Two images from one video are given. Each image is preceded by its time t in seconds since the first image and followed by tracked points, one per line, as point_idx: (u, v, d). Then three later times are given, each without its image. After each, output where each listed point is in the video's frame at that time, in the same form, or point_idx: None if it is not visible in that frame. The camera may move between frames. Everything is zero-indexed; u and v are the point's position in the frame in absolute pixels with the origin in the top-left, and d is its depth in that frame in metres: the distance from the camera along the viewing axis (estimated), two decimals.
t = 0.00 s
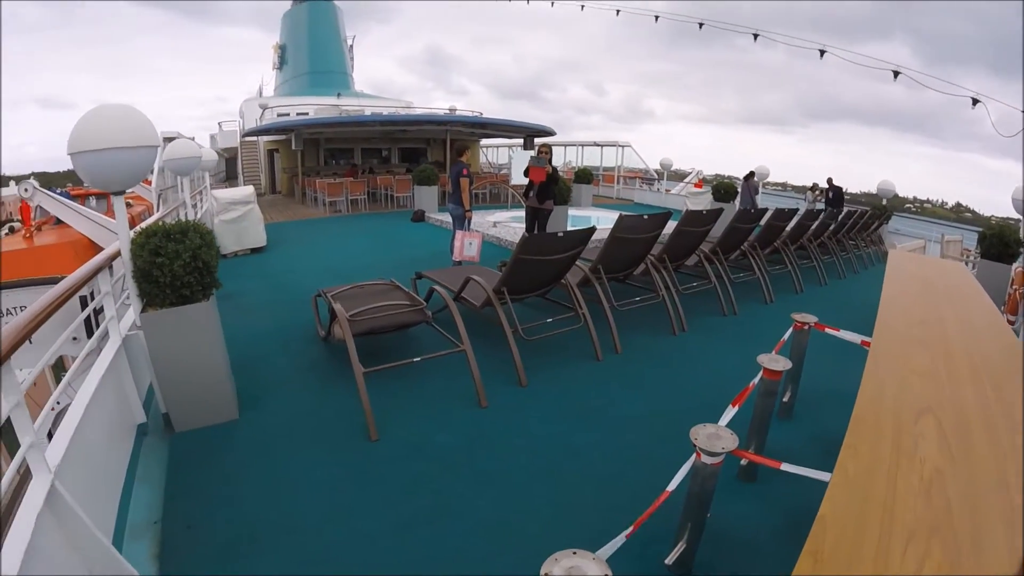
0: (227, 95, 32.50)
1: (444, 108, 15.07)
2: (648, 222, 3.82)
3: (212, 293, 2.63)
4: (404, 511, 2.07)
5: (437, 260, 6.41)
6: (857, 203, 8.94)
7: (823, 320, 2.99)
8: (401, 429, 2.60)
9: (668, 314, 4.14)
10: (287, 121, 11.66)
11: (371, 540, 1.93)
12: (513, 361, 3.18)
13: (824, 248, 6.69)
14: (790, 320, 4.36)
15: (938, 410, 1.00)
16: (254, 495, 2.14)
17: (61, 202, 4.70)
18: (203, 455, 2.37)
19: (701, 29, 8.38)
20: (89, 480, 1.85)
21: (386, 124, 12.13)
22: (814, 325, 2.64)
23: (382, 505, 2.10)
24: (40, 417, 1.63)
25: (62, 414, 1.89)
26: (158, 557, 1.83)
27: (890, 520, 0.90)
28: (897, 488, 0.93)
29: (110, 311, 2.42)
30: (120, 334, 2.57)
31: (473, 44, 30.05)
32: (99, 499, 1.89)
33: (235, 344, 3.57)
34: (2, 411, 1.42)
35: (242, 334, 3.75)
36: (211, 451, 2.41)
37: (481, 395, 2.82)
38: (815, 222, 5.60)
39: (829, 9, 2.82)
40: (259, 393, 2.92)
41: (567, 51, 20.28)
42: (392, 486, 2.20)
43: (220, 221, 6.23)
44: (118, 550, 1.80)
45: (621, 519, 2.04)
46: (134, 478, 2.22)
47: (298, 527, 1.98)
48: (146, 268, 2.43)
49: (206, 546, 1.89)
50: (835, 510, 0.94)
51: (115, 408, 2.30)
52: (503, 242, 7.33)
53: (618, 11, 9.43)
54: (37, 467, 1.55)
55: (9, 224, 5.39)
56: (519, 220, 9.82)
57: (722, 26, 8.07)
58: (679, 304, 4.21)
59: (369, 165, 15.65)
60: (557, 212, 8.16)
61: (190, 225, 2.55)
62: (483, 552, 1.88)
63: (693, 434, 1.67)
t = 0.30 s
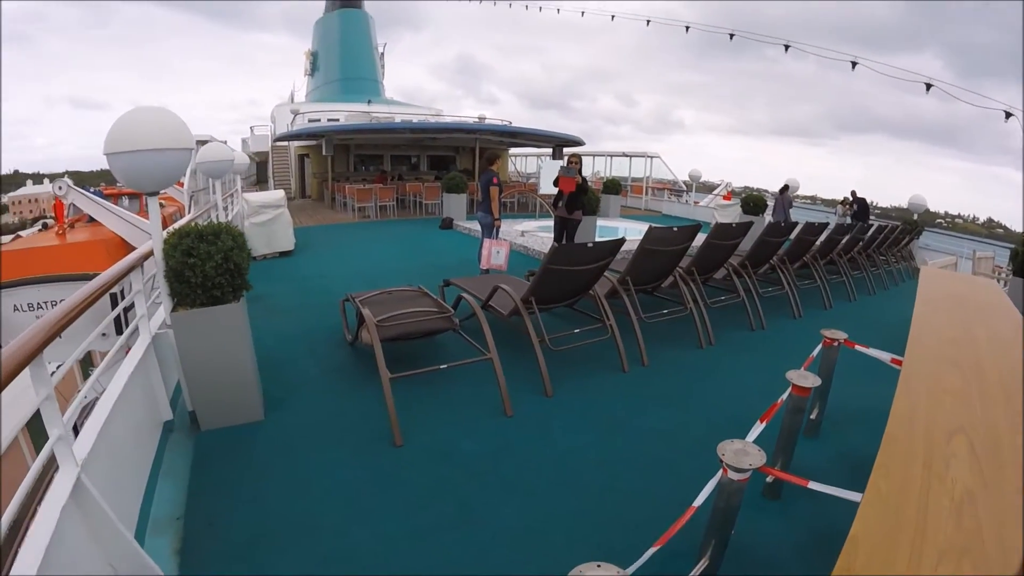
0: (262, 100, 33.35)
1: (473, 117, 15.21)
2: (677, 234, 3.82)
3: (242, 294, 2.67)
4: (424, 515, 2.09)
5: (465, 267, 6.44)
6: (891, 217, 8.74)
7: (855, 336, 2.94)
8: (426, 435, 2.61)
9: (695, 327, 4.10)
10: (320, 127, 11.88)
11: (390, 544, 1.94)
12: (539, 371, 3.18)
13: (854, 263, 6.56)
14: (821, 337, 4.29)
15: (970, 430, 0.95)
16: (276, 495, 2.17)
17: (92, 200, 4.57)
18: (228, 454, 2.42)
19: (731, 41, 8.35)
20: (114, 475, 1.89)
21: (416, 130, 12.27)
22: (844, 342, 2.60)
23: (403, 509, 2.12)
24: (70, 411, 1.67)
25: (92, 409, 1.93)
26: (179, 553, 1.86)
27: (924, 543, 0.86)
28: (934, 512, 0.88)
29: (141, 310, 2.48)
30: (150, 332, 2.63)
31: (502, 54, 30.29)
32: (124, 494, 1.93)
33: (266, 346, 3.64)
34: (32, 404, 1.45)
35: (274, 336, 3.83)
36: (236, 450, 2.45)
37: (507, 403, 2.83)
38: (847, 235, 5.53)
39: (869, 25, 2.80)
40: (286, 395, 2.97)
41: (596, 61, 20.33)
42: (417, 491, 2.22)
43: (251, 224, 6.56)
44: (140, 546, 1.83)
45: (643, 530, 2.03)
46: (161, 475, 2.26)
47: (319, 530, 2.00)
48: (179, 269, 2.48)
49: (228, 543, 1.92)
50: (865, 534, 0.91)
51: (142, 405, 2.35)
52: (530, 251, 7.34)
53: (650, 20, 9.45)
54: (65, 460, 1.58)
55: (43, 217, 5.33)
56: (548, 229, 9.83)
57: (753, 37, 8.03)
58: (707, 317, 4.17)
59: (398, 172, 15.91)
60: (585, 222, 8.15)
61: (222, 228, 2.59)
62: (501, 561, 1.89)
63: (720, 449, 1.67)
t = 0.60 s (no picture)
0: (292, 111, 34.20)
1: (500, 130, 15.37)
2: (704, 248, 3.80)
3: (270, 301, 2.72)
4: (443, 525, 2.09)
5: (491, 279, 6.48)
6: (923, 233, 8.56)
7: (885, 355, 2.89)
8: (449, 446, 2.62)
9: (721, 342, 4.06)
10: (350, 138, 12.10)
11: (409, 552, 1.95)
12: (562, 384, 3.18)
13: (882, 279, 6.43)
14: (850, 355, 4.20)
15: (998, 451, 0.81)
16: (297, 500, 2.20)
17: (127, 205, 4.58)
18: (251, 459, 2.45)
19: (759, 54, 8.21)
20: (139, 474, 1.92)
21: (443, 142, 12.43)
22: (871, 360, 2.57)
23: (423, 518, 2.13)
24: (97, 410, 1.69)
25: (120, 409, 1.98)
26: (200, 554, 1.90)
27: (950, 563, 0.84)
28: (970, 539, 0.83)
29: (171, 313, 2.55)
30: (178, 336, 2.69)
31: (528, 68, 30.64)
32: (148, 494, 1.97)
33: (294, 354, 3.69)
34: (62, 402, 1.49)
35: (302, 344, 3.89)
36: (261, 456, 2.48)
37: (530, 415, 2.82)
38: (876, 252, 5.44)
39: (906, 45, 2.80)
40: (312, 401, 3.01)
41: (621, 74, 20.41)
42: (437, 501, 2.23)
43: (280, 231, 6.73)
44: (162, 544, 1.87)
45: (664, 546, 2.02)
46: (186, 477, 2.31)
47: (340, 537, 2.01)
48: (209, 275, 2.54)
49: (247, 546, 1.95)
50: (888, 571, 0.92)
51: (169, 407, 2.40)
52: (557, 264, 7.35)
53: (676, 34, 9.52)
54: (91, 458, 1.61)
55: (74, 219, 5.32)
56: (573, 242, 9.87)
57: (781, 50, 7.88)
58: (733, 333, 4.12)
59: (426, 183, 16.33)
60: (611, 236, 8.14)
61: (251, 235, 2.66)
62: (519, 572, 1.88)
63: (746, 467, 1.66)
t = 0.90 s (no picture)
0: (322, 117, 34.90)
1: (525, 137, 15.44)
2: (731, 258, 3.77)
3: (297, 303, 2.75)
4: (460, 530, 2.10)
5: (517, 286, 6.50)
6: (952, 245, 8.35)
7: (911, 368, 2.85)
8: (471, 451, 2.63)
9: (746, 353, 4.02)
10: (377, 144, 12.28)
11: (425, 557, 1.96)
12: (586, 392, 3.17)
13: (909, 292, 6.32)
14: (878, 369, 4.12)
15: None
16: (316, 501, 2.22)
17: (156, 206, 4.73)
18: (275, 459, 2.49)
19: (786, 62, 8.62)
20: (164, 470, 1.96)
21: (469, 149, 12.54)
22: (898, 373, 2.54)
23: (442, 522, 2.14)
24: (124, 406, 1.74)
25: (147, 406, 2.02)
26: (220, 550, 1.93)
27: None
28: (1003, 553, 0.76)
29: (197, 312, 2.62)
30: (205, 336, 2.76)
31: (554, 76, 30.79)
32: (172, 489, 2.01)
33: (320, 356, 3.75)
34: (89, 397, 1.53)
35: (329, 346, 3.95)
36: (286, 456, 2.52)
37: (553, 423, 2.81)
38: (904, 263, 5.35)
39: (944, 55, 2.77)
40: (337, 403, 3.05)
41: (646, 81, 20.37)
42: (457, 506, 2.23)
43: (306, 234, 6.85)
44: (184, 539, 1.91)
45: (682, 555, 2.01)
46: (211, 475, 2.35)
47: (359, 540, 2.02)
48: (238, 276, 2.59)
49: (267, 543, 1.98)
50: None
51: (195, 404, 2.45)
52: (582, 272, 7.35)
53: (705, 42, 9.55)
54: (116, 453, 1.65)
55: (103, 218, 5.48)
56: (599, 250, 9.86)
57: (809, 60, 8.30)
58: (758, 344, 4.08)
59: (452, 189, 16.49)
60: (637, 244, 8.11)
61: (281, 238, 2.70)
62: None
63: (771, 479, 1.68)
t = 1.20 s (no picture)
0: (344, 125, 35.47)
1: (545, 145, 15.51)
2: (752, 269, 3.75)
3: (319, 309, 2.76)
4: (476, 537, 2.10)
5: (537, 294, 6.52)
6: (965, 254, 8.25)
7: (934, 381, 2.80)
8: (489, 458, 2.63)
9: (766, 365, 3.98)
10: (398, 152, 12.41)
11: (441, 563, 1.96)
12: (605, 402, 3.16)
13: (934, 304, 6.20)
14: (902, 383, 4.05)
15: None
16: (335, 506, 2.23)
17: (178, 210, 4.82)
18: (294, 463, 2.51)
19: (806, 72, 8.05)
20: (184, 471, 1.99)
21: (490, 157, 12.65)
22: (920, 387, 2.50)
23: (458, 528, 2.15)
24: (147, 408, 1.77)
25: (171, 408, 2.06)
26: (237, 551, 1.96)
27: None
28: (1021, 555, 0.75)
29: (219, 316, 2.67)
30: (227, 339, 2.81)
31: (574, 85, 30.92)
32: (193, 492, 2.04)
33: (339, 362, 3.79)
34: (113, 397, 1.56)
35: (350, 352, 3.99)
36: (305, 461, 2.54)
37: (571, 432, 2.81)
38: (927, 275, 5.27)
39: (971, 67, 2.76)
40: (356, 408, 3.08)
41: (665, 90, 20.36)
42: (473, 513, 2.24)
43: (327, 240, 6.94)
44: (201, 540, 1.94)
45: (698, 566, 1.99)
46: (232, 478, 2.38)
47: (376, 545, 2.03)
48: (260, 280, 2.61)
49: (283, 546, 2.00)
50: None
51: (216, 407, 2.49)
52: (602, 282, 7.33)
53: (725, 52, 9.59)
54: (138, 453, 1.68)
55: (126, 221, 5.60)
56: (618, 260, 9.87)
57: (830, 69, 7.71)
58: (778, 356, 4.04)
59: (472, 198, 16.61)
60: (657, 254, 8.10)
61: (303, 243, 2.71)
62: None
63: (791, 491, 1.68)
